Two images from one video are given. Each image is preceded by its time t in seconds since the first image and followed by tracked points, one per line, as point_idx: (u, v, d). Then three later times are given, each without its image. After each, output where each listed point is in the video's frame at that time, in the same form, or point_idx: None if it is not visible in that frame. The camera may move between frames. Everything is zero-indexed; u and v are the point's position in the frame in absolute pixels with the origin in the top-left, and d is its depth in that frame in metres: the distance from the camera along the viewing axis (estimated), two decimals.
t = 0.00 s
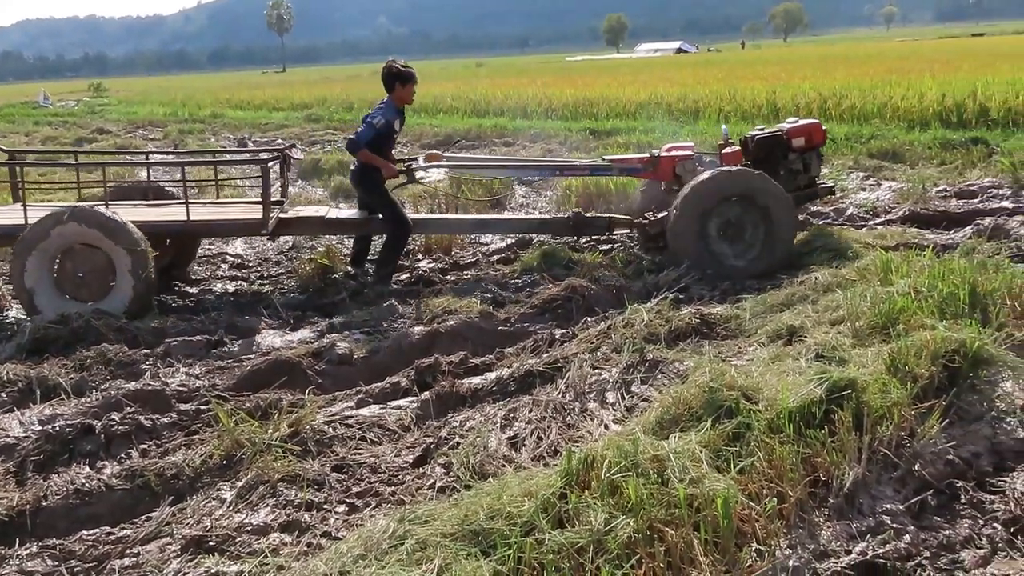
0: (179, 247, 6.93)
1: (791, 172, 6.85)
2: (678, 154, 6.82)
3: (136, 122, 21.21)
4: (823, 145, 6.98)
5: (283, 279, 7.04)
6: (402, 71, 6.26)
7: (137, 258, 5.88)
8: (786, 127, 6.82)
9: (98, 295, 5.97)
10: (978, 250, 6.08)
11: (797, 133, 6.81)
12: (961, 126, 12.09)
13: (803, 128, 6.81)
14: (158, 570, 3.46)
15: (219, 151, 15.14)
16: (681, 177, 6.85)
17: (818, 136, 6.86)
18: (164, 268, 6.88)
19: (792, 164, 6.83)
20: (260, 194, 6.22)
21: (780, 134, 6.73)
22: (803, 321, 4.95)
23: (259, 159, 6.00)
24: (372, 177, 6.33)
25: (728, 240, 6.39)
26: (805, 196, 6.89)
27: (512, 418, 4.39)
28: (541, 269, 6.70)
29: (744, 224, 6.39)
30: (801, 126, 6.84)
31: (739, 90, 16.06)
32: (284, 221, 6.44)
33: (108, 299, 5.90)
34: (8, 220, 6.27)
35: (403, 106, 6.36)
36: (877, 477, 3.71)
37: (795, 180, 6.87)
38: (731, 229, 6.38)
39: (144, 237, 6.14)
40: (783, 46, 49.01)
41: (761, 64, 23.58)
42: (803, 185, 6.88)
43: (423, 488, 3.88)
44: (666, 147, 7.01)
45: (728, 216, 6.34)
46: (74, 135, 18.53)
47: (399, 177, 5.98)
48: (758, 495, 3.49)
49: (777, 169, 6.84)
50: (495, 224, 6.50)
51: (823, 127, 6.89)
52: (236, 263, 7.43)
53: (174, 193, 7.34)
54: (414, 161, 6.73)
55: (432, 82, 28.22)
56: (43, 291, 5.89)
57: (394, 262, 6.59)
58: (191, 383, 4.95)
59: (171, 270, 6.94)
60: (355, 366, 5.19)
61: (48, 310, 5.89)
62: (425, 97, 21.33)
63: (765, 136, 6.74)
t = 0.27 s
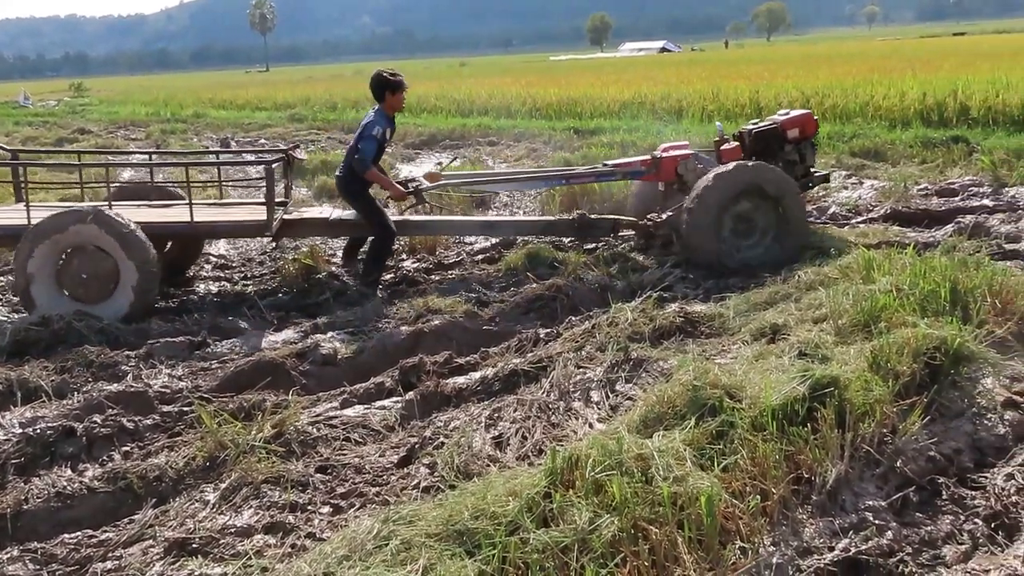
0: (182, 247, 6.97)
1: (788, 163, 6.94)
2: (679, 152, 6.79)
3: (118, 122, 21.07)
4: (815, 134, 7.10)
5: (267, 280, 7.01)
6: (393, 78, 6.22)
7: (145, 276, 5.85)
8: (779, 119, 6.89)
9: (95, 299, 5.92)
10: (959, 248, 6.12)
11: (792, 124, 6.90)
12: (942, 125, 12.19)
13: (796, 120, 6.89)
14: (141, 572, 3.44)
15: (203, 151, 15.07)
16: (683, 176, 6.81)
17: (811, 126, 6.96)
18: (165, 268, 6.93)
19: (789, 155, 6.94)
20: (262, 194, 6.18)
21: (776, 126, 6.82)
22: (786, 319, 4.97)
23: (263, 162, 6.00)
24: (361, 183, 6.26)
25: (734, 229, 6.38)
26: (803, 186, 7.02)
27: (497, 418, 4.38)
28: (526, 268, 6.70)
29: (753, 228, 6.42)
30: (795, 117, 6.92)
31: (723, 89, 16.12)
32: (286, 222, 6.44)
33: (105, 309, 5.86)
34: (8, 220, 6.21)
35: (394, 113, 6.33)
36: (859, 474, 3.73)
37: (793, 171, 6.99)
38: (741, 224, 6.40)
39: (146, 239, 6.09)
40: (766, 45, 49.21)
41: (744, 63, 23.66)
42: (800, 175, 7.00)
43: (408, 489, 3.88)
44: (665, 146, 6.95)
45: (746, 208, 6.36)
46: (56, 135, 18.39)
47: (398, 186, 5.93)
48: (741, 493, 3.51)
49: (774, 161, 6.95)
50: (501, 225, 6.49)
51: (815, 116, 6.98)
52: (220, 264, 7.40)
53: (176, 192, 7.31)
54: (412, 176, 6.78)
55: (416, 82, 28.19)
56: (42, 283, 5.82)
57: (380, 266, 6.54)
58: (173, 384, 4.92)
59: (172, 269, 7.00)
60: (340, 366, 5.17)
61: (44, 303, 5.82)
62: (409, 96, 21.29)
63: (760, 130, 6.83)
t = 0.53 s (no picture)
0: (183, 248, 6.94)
1: (790, 159, 6.94)
2: (680, 151, 6.85)
3: (101, 123, 20.94)
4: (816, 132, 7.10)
5: (252, 281, 6.98)
6: (379, 81, 6.18)
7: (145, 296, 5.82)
8: (781, 115, 6.90)
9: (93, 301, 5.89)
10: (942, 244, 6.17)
11: (794, 120, 6.91)
12: (924, 122, 12.28)
13: (799, 116, 6.90)
14: None
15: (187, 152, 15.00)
16: (686, 173, 6.88)
17: (813, 123, 6.97)
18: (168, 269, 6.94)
19: (791, 151, 6.94)
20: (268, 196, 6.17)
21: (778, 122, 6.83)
22: (771, 316, 4.99)
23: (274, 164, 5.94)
24: (360, 190, 6.26)
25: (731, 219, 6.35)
26: (806, 182, 7.00)
27: (483, 417, 4.38)
28: (511, 267, 6.70)
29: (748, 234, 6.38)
30: (797, 113, 6.93)
31: (708, 88, 16.17)
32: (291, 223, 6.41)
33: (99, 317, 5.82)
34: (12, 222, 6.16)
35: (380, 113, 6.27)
36: (844, 470, 3.75)
37: (795, 167, 6.98)
38: (740, 222, 6.38)
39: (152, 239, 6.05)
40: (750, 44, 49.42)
41: (729, 62, 23.77)
42: (803, 171, 6.99)
43: (394, 489, 3.87)
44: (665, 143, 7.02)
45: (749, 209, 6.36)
46: (38, 137, 18.25)
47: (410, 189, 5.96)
48: (727, 490, 3.52)
49: (777, 157, 6.94)
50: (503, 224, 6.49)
51: (818, 113, 6.98)
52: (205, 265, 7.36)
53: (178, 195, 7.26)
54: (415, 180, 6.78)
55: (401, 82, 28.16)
56: (47, 274, 5.77)
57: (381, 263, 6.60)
58: (158, 387, 4.89)
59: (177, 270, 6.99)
60: (325, 367, 5.16)
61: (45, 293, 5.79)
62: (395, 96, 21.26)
63: (762, 126, 6.83)
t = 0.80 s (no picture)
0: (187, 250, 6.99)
1: (794, 156, 6.91)
2: (681, 146, 6.80)
3: (79, 125, 20.76)
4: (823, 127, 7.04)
5: (233, 283, 6.94)
6: (362, 89, 6.25)
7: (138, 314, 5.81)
8: (784, 111, 6.87)
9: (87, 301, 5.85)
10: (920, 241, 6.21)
11: (797, 117, 6.87)
12: (902, 120, 12.39)
13: (802, 112, 6.86)
14: None
15: (165, 154, 14.90)
16: (686, 169, 6.81)
17: (818, 119, 6.91)
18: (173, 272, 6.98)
19: (794, 147, 6.90)
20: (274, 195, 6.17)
21: (780, 119, 6.80)
22: (752, 314, 5.01)
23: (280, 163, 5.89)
24: (354, 196, 6.29)
25: (734, 207, 6.33)
26: (809, 178, 6.96)
27: (465, 418, 4.37)
28: (492, 268, 6.70)
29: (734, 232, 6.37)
30: (801, 109, 6.89)
31: (688, 86, 16.22)
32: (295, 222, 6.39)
33: (90, 319, 5.78)
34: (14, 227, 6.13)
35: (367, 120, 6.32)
36: (824, 466, 3.77)
37: (798, 163, 6.95)
38: (736, 218, 6.38)
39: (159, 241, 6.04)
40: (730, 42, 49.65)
41: (709, 61, 23.96)
42: (807, 167, 6.95)
43: (376, 491, 3.86)
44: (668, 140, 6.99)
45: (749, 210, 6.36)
46: (14, 139, 18.07)
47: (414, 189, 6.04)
48: (708, 488, 3.53)
49: (779, 154, 6.91)
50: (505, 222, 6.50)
51: (822, 108, 6.94)
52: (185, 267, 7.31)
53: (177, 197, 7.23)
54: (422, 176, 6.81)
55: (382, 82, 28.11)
56: (58, 261, 5.73)
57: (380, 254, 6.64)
58: (137, 391, 4.85)
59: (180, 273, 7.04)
60: (307, 369, 5.14)
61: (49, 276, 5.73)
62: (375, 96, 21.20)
63: (765, 123, 6.80)
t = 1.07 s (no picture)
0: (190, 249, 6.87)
1: (795, 150, 6.88)
2: (681, 142, 6.84)
3: (54, 126, 20.56)
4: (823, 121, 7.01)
5: (211, 283, 6.90)
6: (364, 87, 6.29)
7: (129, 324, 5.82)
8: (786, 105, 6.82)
9: (83, 295, 5.85)
10: (896, 237, 6.26)
11: (798, 110, 6.83)
12: (878, 117, 12.50)
13: (803, 106, 6.81)
14: None
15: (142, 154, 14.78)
16: (686, 165, 6.86)
17: (819, 112, 6.88)
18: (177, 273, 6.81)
19: (796, 141, 6.87)
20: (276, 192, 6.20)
21: (782, 113, 6.77)
22: (731, 311, 5.04)
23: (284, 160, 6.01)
24: (358, 191, 6.34)
25: (741, 201, 6.36)
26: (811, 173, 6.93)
27: (446, 418, 4.37)
28: (473, 267, 6.69)
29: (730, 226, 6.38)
30: (802, 103, 6.84)
31: (666, 85, 16.27)
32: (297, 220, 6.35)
33: (80, 315, 5.78)
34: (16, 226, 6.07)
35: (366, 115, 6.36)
36: (802, 462, 3.80)
37: (800, 158, 6.91)
38: (737, 216, 6.39)
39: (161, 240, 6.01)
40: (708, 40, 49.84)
41: (687, 59, 24.05)
42: (809, 161, 6.91)
43: (357, 492, 3.84)
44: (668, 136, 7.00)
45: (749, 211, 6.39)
46: None
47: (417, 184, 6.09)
48: (688, 484, 3.55)
49: (781, 148, 6.88)
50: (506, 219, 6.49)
51: (824, 102, 6.90)
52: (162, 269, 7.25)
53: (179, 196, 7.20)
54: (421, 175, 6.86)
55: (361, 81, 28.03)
56: (70, 248, 5.72)
57: (395, 248, 6.70)
58: (114, 394, 4.81)
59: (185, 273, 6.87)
60: (286, 370, 5.11)
61: (57, 261, 5.72)
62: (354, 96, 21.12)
63: (766, 117, 6.76)
